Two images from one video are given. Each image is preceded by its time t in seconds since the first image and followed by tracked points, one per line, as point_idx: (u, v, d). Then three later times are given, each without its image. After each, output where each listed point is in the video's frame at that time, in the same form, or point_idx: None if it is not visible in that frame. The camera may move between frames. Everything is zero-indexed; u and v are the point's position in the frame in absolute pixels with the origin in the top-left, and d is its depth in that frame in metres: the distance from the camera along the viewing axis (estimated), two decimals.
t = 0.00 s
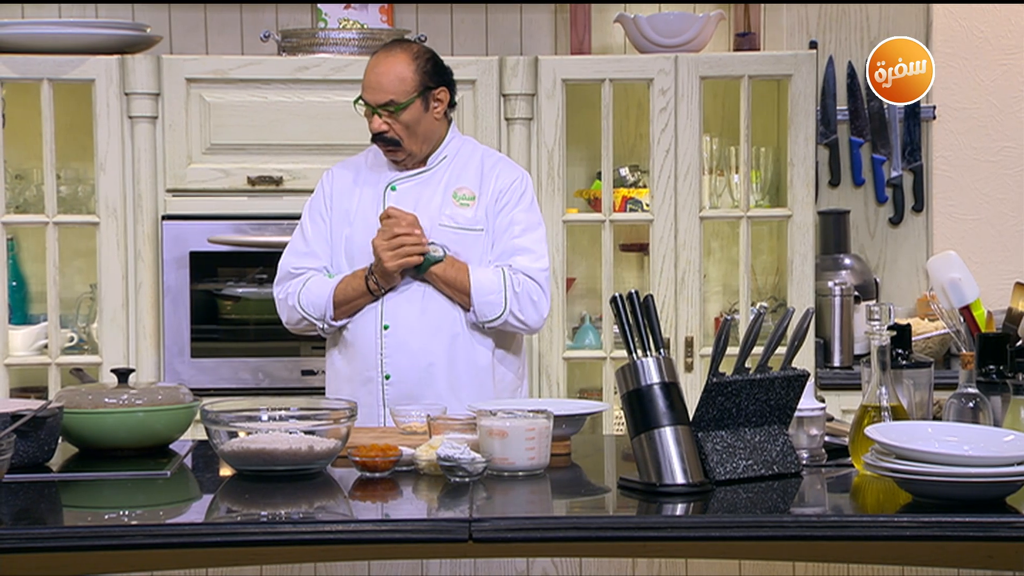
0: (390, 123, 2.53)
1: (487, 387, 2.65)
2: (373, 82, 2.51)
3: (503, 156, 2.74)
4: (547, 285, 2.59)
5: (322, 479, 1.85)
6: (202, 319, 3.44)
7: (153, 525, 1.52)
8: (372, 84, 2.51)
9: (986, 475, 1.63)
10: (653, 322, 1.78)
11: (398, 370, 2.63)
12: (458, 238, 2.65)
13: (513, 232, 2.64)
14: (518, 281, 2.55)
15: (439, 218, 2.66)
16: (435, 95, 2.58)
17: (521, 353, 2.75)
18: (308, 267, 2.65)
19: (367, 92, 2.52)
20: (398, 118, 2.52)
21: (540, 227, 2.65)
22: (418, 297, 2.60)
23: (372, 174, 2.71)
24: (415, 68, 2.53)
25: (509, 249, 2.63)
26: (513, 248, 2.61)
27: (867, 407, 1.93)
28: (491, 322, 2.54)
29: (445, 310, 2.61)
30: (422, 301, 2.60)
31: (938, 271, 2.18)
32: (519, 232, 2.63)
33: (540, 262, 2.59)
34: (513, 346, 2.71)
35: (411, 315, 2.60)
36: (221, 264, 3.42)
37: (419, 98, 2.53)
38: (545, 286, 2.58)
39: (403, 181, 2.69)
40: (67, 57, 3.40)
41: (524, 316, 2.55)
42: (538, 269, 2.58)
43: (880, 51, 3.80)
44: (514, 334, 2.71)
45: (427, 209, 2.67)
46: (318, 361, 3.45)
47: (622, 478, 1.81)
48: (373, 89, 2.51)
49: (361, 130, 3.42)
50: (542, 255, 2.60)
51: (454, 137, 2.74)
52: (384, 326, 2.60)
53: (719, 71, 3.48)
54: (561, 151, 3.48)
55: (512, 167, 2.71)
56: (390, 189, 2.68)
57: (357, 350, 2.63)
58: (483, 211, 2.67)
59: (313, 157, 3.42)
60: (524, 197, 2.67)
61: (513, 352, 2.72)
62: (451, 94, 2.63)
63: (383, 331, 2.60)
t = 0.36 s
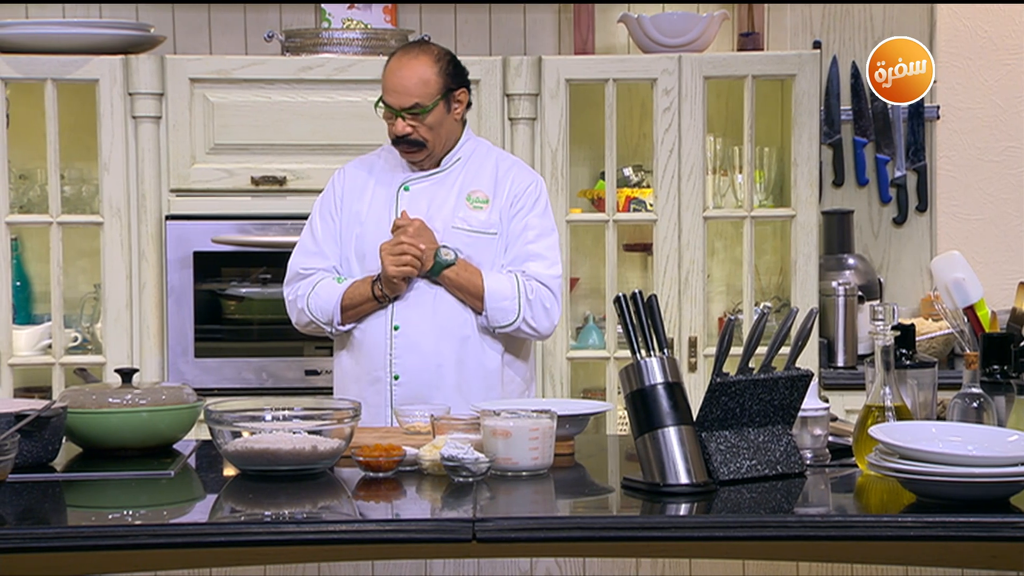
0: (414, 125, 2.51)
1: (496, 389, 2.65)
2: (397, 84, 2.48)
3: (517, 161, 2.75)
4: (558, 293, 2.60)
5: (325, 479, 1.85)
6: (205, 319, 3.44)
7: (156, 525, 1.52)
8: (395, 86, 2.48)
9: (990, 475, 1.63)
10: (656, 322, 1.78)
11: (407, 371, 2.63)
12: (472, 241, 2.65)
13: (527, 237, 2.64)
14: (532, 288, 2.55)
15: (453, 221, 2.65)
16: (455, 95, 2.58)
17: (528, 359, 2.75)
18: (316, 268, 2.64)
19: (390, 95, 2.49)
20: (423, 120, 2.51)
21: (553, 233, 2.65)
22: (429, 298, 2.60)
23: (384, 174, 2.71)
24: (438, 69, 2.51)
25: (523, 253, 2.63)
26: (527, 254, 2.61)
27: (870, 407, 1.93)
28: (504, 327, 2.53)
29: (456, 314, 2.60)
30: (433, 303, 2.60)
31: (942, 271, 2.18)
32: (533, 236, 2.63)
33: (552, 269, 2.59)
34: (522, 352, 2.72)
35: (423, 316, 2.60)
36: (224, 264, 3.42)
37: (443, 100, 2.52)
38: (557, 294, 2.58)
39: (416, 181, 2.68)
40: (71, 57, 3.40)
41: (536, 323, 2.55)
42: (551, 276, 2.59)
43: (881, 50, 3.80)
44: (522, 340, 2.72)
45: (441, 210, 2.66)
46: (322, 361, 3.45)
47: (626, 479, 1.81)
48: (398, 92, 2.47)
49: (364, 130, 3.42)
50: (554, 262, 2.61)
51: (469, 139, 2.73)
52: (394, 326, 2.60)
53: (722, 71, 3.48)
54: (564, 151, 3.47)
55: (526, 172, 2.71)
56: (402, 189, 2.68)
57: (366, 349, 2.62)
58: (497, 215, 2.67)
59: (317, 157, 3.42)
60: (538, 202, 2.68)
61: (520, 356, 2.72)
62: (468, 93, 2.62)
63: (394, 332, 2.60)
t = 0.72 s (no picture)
0: (440, 129, 2.50)
1: (510, 388, 2.65)
2: (423, 91, 2.43)
3: (528, 161, 2.76)
4: (573, 293, 2.61)
5: (329, 479, 1.85)
6: (209, 319, 3.44)
7: (161, 525, 1.52)
8: (421, 93, 2.43)
9: (994, 475, 1.63)
10: (660, 323, 1.76)
11: (421, 369, 2.63)
12: (487, 240, 2.65)
13: (542, 237, 2.65)
14: (549, 288, 2.55)
15: (467, 219, 2.65)
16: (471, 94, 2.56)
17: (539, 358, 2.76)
18: (326, 266, 2.63)
19: (413, 102, 2.45)
20: (449, 124, 2.50)
21: (567, 234, 2.67)
22: (445, 297, 2.60)
23: (395, 171, 2.71)
24: (459, 70, 2.49)
25: (538, 254, 2.64)
26: (542, 253, 2.63)
27: (875, 407, 1.93)
28: (522, 327, 2.54)
29: (472, 313, 2.60)
30: (449, 302, 2.60)
31: (946, 271, 2.15)
32: (548, 236, 2.65)
33: (567, 268, 2.61)
34: (534, 351, 2.72)
35: (438, 314, 2.60)
36: (228, 264, 3.42)
37: (464, 101, 2.51)
38: (573, 293, 2.60)
39: (428, 179, 2.68)
40: (75, 58, 3.40)
41: (552, 323, 2.56)
42: (566, 276, 2.60)
43: (880, 51, 3.78)
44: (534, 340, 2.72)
45: (455, 209, 2.66)
46: (326, 361, 3.46)
47: (630, 478, 1.81)
48: (422, 99, 2.44)
49: (369, 130, 3.42)
50: (569, 262, 2.62)
51: (480, 139, 2.74)
52: (409, 325, 2.60)
53: (726, 71, 3.48)
54: (568, 152, 3.47)
55: (537, 172, 2.73)
56: (415, 188, 2.68)
57: (380, 348, 2.62)
58: (511, 214, 2.68)
59: (321, 157, 3.43)
60: (552, 203, 2.70)
61: (532, 355, 2.73)
62: (481, 89, 2.61)
63: (408, 330, 2.60)
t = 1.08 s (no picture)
0: (457, 132, 2.50)
1: (525, 384, 2.66)
2: (440, 95, 2.43)
3: (536, 160, 2.77)
4: (587, 291, 2.62)
5: (333, 479, 1.85)
6: (213, 319, 3.44)
7: (164, 525, 1.53)
8: (438, 97, 2.43)
9: (997, 475, 1.63)
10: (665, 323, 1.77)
11: (439, 368, 2.63)
12: (501, 239, 2.65)
13: (555, 235, 2.66)
14: (564, 285, 2.57)
15: (481, 218, 2.65)
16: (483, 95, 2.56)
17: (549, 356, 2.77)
18: (338, 267, 2.62)
19: (429, 107, 2.45)
20: (465, 126, 2.50)
21: (579, 232, 2.69)
22: (464, 296, 2.60)
23: (404, 171, 2.70)
24: (472, 71, 2.49)
25: (553, 252, 2.65)
26: (556, 251, 2.65)
27: (879, 407, 1.93)
28: (539, 324, 2.55)
29: (489, 312, 2.61)
30: (466, 301, 2.60)
31: (950, 271, 2.16)
32: (563, 234, 2.67)
33: (581, 266, 2.62)
34: (546, 349, 2.73)
35: (455, 313, 2.60)
36: (232, 265, 3.42)
37: (478, 103, 2.51)
38: (587, 291, 2.61)
39: (439, 178, 2.68)
40: (79, 58, 3.41)
41: (569, 322, 2.57)
42: (581, 273, 2.61)
43: (880, 51, 3.79)
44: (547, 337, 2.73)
45: (468, 208, 2.66)
46: (330, 361, 3.45)
47: (633, 478, 1.81)
48: (438, 103, 2.44)
49: (373, 130, 3.42)
50: (582, 260, 2.64)
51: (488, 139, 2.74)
52: (426, 323, 2.60)
53: (730, 71, 3.48)
54: (572, 152, 3.47)
55: (547, 171, 2.74)
56: (426, 188, 2.67)
57: (397, 347, 2.61)
58: (524, 212, 2.68)
59: (324, 157, 3.43)
60: (563, 202, 2.71)
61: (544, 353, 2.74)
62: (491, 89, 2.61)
63: (426, 329, 2.60)
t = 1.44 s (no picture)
0: (474, 131, 2.50)
1: (542, 384, 2.67)
2: (458, 94, 2.43)
3: (549, 160, 2.78)
4: (604, 290, 2.62)
5: (338, 480, 1.85)
6: (218, 319, 3.44)
7: (169, 525, 1.53)
8: (455, 97, 2.43)
9: (1003, 475, 1.62)
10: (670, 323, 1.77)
11: (457, 368, 2.63)
12: (518, 238, 2.66)
13: (572, 234, 2.68)
14: (582, 285, 2.56)
15: (498, 218, 2.65)
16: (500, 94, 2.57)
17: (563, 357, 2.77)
18: (353, 267, 2.61)
19: (447, 106, 2.45)
20: (482, 125, 2.51)
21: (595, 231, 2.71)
22: (482, 295, 2.60)
23: (419, 171, 2.70)
24: (488, 70, 2.49)
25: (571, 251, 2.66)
26: (573, 251, 2.65)
27: (884, 407, 1.93)
28: (558, 324, 2.55)
29: (505, 311, 2.61)
30: (482, 300, 2.60)
31: (956, 271, 2.18)
32: (580, 233, 2.68)
33: (598, 264, 2.63)
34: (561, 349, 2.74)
35: (473, 313, 2.60)
36: (237, 264, 3.42)
37: (495, 102, 2.52)
38: (604, 289, 2.61)
39: (455, 178, 2.67)
40: (84, 58, 3.41)
41: (587, 321, 2.57)
42: (598, 272, 2.61)
43: (880, 51, 3.75)
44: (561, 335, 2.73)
45: (484, 208, 2.65)
46: (334, 361, 3.45)
47: (639, 478, 1.81)
48: (456, 102, 2.44)
49: (378, 130, 3.42)
50: (598, 260, 2.64)
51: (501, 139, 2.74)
52: (444, 323, 2.60)
53: (735, 71, 3.47)
54: (577, 152, 3.47)
55: (560, 171, 2.75)
56: (442, 187, 2.67)
57: (415, 347, 2.61)
58: (541, 211, 2.69)
59: (329, 157, 3.43)
60: (579, 201, 2.72)
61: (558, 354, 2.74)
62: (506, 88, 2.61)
63: (444, 328, 2.61)
